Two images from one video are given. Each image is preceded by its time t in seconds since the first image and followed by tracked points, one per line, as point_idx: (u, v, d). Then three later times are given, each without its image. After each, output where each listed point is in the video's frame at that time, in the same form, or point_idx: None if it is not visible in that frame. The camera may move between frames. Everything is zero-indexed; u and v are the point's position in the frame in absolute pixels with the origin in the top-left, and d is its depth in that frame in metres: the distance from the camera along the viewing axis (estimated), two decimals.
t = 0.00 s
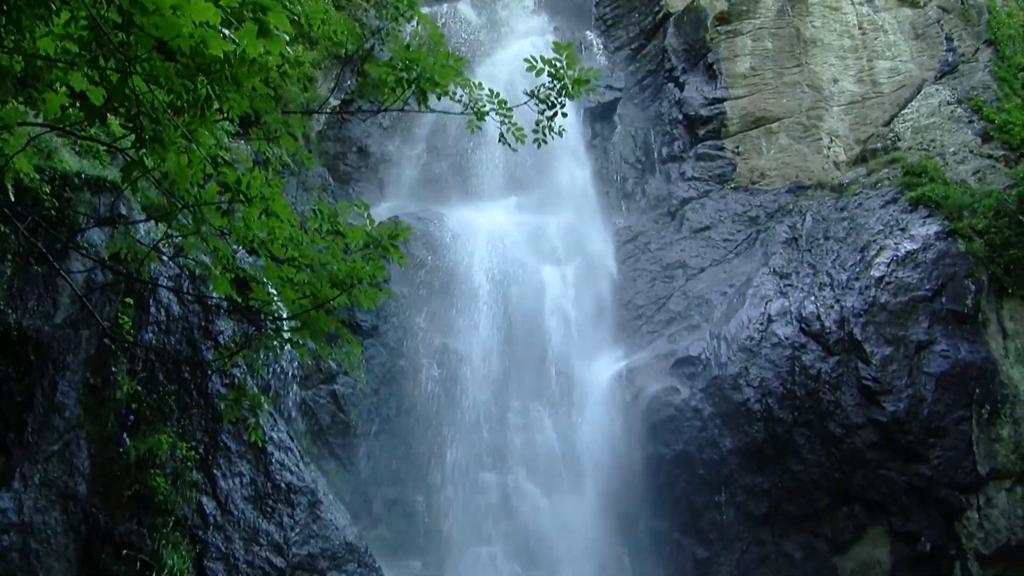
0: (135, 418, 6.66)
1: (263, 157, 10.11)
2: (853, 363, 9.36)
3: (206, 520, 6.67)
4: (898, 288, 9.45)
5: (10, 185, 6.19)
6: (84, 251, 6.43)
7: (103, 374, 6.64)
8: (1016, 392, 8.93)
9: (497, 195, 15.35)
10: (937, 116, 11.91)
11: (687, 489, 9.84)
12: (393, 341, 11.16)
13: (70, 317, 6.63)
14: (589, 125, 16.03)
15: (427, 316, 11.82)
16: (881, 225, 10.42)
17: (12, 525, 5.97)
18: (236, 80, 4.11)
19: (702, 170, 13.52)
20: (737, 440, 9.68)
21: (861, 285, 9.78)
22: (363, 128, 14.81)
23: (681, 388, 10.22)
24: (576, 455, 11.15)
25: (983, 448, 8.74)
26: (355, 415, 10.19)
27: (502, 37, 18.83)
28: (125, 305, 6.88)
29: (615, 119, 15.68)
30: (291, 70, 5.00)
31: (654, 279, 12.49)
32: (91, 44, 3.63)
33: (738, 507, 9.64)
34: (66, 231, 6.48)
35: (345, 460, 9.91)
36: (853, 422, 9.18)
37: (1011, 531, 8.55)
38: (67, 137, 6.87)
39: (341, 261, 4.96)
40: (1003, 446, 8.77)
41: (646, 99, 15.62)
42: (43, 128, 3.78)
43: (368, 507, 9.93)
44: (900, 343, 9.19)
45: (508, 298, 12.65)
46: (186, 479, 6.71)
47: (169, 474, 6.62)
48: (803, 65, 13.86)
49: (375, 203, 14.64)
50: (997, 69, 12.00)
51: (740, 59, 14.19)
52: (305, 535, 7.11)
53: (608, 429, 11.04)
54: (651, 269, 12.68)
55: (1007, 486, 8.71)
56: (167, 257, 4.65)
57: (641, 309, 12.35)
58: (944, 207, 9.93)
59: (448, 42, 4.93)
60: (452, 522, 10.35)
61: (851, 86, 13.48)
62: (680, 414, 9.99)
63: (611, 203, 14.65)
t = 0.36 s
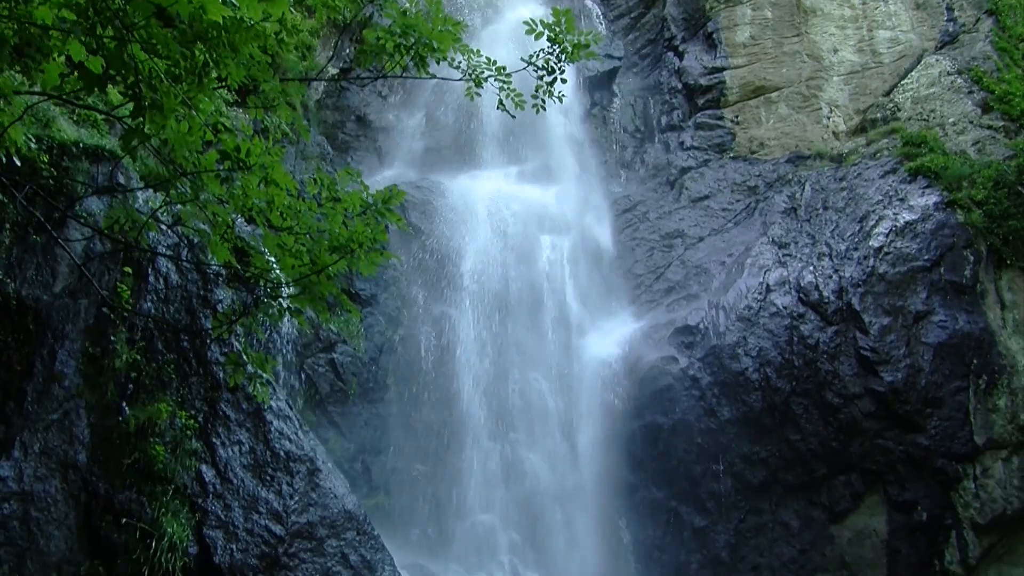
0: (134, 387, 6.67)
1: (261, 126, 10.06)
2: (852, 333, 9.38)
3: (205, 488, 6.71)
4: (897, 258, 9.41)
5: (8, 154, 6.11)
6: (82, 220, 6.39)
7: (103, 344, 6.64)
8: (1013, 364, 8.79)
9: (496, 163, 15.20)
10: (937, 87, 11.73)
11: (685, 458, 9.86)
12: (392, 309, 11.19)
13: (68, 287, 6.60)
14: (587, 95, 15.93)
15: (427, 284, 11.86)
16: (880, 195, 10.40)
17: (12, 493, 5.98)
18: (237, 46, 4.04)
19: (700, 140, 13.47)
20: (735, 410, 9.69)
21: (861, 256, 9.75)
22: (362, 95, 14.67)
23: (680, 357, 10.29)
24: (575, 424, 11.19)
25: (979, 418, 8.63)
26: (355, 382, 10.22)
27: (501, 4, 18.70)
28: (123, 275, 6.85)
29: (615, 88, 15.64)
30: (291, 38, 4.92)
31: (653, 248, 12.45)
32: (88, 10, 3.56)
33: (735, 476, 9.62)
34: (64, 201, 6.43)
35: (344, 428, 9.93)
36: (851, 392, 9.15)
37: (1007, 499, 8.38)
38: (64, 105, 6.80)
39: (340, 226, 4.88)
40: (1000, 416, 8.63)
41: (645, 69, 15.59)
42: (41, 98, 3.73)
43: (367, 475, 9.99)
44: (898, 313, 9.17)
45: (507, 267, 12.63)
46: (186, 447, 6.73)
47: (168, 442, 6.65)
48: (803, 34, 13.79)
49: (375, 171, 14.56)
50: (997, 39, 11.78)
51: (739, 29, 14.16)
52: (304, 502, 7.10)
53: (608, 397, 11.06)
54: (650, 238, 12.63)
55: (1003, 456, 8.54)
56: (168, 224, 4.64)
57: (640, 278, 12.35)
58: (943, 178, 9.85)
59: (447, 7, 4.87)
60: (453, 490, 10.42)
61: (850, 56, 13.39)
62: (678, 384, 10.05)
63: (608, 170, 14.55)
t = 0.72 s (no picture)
0: (135, 357, 6.69)
1: (260, 96, 10.03)
2: (852, 303, 9.35)
3: (205, 457, 6.72)
4: (897, 228, 9.38)
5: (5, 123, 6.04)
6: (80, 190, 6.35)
7: (103, 314, 6.63)
8: (1013, 335, 8.58)
9: (496, 131, 15.20)
10: (938, 57, 11.71)
11: (683, 427, 9.91)
12: (392, 278, 11.34)
13: (68, 257, 6.59)
14: (587, 67, 15.80)
15: (427, 254, 11.94)
16: (880, 165, 10.36)
17: (13, 463, 5.95)
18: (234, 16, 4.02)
19: (700, 110, 13.41)
20: (734, 379, 9.70)
21: (860, 226, 9.76)
22: (362, 65, 14.71)
23: (680, 327, 10.40)
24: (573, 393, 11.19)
25: (977, 389, 8.47)
26: (354, 352, 10.35)
27: None
28: (123, 244, 6.83)
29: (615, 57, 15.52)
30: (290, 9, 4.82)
31: (653, 218, 12.35)
32: None
33: (734, 446, 9.62)
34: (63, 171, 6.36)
35: (344, 397, 10.09)
36: (850, 361, 9.12)
37: (1004, 470, 8.12)
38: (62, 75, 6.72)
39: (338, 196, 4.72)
40: (999, 387, 8.44)
41: (646, 38, 15.41)
42: (39, 67, 3.72)
43: (367, 444, 10.09)
44: (898, 283, 9.11)
45: (506, 239, 12.71)
46: (186, 417, 6.75)
47: (169, 412, 6.67)
48: (805, 5, 13.80)
49: (374, 140, 14.55)
50: (998, 9, 11.58)
51: None
52: (304, 471, 7.14)
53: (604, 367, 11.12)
54: (650, 208, 12.53)
55: (1001, 427, 8.32)
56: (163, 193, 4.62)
57: (640, 248, 12.26)
58: (943, 149, 9.78)
59: None
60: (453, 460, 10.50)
61: (851, 26, 13.27)
62: (678, 352, 10.17)
63: (609, 139, 14.41)
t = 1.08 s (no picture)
0: (137, 319, 6.69)
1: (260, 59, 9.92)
2: (854, 267, 9.34)
3: (208, 419, 6.73)
4: (899, 192, 9.36)
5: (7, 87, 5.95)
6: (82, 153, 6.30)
7: (105, 276, 6.60)
8: (1014, 299, 8.61)
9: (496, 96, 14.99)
10: (943, 21, 11.55)
11: (684, 389, 9.96)
12: (393, 241, 11.31)
13: (70, 220, 6.55)
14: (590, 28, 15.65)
15: (429, 217, 11.90)
16: (883, 128, 10.28)
17: (17, 425, 5.98)
18: None
19: (705, 72, 13.32)
20: (735, 342, 9.76)
21: (863, 189, 9.73)
22: (364, 30, 15.31)
23: (681, 289, 10.37)
24: (575, 357, 11.26)
25: (977, 352, 8.52)
26: (356, 314, 10.39)
27: None
28: (125, 207, 6.78)
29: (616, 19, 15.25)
30: None
31: (655, 180, 12.28)
32: None
33: (735, 409, 9.66)
34: (64, 134, 6.30)
35: (346, 359, 10.13)
36: (852, 325, 9.13)
37: (1003, 435, 8.17)
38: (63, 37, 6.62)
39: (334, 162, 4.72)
40: (999, 351, 8.48)
41: None
42: (39, 28, 3.72)
43: (369, 406, 10.16)
44: (900, 248, 9.11)
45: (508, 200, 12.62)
46: (188, 378, 6.74)
47: (171, 374, 6.66)
48: None
49: (375, 102, 14.68)
50: None
51: None
52: (306, 433, 7.17)
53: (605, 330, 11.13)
54: (652, 170, 12.45)
55: (1001, 391, 8.35)
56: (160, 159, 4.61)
57: (642, 211, 12.18)
58: (947, 113, 9.74)
59: None
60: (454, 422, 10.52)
61: None
62: (679, 315, 10.16)
63: (612, 103, 14.24)
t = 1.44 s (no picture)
0: (138, 284, 6.64)
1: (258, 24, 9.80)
2: (854, 233, 9.35)
3: (208, 383, 6.69)
4: (900, 157, 9.35)
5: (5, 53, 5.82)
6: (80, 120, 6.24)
7: (105, 241, 6.58)
8: (1014, 265, 8.54)
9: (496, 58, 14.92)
10: None
11: (684, 353, 10.04)
12: (392, 205, 11.30)
13: (69, 184, 6.56)
14: None
15: (428, 182, 11.92)
16: (885, 94, 10.24)
17: (18, 390, 6.01)
18: None
19: (705, 37, 13.29)
20: (734, 306, 9.79)
21: (863, 155, 9.72)
22: None
23: (682, 254, 10.45)
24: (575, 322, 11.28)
25: (977, 319, 8.47)
26: (356, 278, 10.35)
27: None
28: (125, 172, 6.75)
29: None
30: None
31: (655, 144, 12.13)
32: None
33: (734, 372, 9.73)
34: (62, 100, 6.22)
35: (346, 323, 10.10)
36: (851, 290, 9.15)
37: (1002, 400, 8.06)
38: None
39: (331, 131, 4.77)
40: (998, 317, 8.40)
41: None
42: None
43: (370, 370, 10.20)
44: (900, 213, 9.10)
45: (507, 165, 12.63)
46: (189, 343, 6.69)
47: (171, 338, 6.61)
48: None
49: (375, 66, 14.64)
50: None
51: None
52: (307, 397, 7.21)
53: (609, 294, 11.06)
54: (652, 134, 12.31)
55: (1000, 357, 8.24)
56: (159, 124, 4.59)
57: (641, 175, 12.01)
58: (948, 78, 9.70)
59: None
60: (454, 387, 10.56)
61: None
62: (679, 279, 10.25)
63: (612, 67, 14.11)
